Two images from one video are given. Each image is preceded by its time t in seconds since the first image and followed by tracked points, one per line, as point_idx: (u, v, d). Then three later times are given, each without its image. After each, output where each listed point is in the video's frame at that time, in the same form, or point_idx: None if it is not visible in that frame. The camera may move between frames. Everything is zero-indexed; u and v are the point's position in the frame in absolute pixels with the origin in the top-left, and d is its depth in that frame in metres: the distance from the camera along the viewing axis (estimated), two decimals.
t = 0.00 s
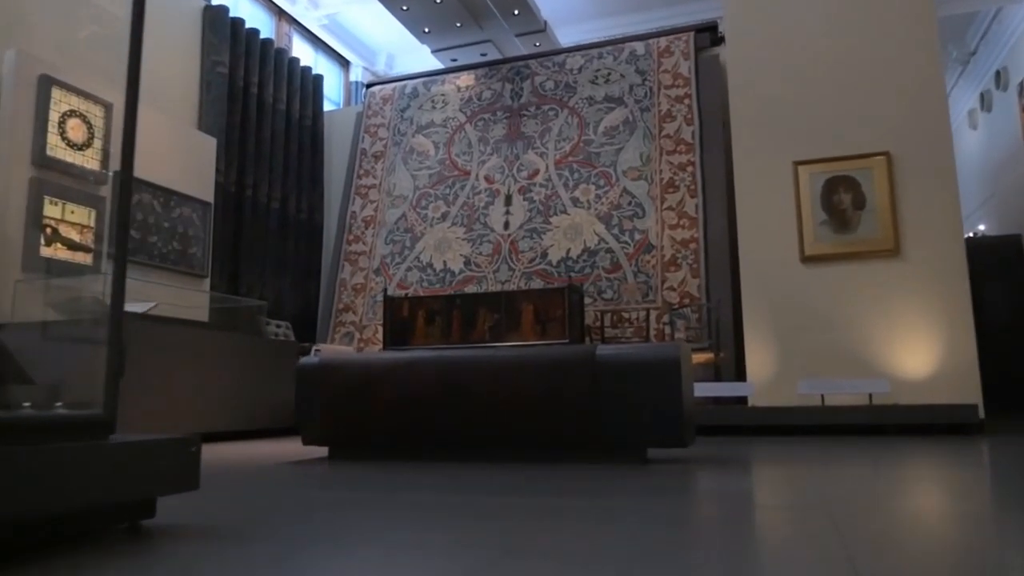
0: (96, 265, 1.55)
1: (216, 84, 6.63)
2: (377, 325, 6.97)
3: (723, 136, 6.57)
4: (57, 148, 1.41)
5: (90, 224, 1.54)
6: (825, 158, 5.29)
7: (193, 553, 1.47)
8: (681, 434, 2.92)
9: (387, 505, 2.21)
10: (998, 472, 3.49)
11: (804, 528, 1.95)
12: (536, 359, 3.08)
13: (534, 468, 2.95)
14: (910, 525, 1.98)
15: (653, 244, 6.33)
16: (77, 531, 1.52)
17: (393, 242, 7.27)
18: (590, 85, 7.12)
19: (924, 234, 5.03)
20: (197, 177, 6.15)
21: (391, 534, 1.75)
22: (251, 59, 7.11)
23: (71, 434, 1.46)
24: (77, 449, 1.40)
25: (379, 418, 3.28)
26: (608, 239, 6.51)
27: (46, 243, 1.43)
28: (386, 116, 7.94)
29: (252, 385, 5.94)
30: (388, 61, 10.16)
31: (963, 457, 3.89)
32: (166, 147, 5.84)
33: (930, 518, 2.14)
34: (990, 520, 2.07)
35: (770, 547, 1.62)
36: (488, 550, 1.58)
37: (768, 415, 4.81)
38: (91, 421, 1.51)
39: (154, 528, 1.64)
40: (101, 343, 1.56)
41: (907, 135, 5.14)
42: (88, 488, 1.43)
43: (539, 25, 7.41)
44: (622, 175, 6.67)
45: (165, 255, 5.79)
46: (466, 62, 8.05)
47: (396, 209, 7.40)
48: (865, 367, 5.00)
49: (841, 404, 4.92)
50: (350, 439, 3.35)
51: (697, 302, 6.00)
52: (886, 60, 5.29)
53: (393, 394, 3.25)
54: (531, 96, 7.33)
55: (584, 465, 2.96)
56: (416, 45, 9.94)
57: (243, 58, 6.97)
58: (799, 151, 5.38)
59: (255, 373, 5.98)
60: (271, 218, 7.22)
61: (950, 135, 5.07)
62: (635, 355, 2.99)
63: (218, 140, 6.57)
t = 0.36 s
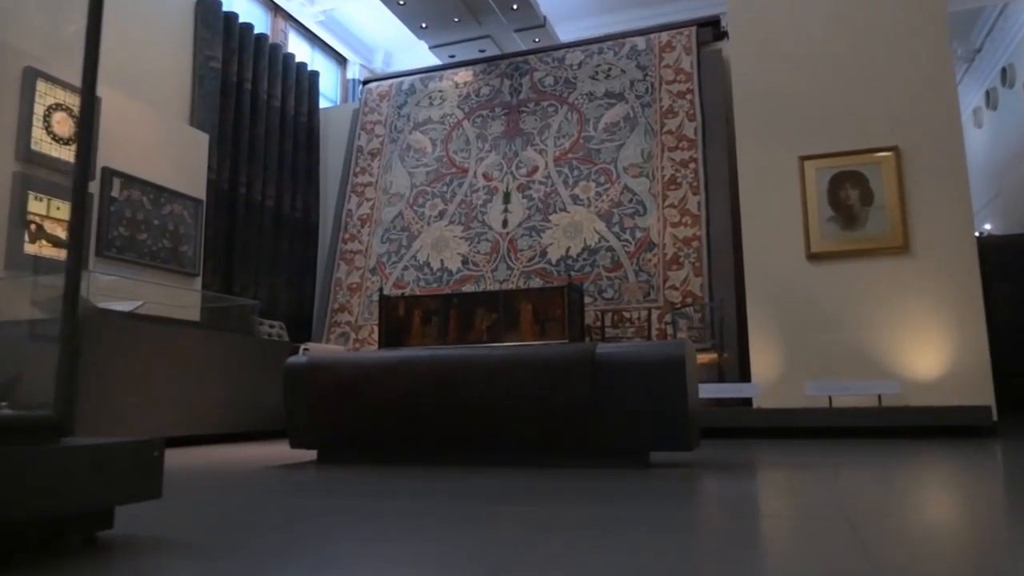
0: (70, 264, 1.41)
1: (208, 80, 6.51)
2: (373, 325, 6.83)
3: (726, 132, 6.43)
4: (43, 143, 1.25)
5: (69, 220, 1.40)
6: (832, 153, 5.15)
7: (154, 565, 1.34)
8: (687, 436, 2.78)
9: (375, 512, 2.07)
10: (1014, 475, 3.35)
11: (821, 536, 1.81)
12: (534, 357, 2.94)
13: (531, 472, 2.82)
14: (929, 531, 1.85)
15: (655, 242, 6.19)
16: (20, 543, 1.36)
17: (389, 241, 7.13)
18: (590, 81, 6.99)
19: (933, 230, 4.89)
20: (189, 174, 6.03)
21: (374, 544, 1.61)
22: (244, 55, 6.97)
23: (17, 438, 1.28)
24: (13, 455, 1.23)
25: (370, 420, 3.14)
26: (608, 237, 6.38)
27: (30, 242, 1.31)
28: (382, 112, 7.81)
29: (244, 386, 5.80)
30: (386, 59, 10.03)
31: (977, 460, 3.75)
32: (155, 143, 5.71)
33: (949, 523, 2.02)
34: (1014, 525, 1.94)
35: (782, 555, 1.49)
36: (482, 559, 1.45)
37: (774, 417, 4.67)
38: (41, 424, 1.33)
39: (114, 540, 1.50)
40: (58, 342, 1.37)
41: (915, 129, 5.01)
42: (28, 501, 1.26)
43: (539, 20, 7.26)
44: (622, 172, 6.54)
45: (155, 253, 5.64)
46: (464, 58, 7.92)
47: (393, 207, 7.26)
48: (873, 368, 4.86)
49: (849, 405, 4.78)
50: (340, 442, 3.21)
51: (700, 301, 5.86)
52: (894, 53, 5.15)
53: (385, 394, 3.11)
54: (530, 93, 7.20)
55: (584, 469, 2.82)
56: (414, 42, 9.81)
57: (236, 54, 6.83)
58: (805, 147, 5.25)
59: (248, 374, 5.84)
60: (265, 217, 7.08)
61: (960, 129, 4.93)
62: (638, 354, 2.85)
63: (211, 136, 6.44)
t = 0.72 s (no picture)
0: (13, 269, 1.23)
1: (200, 75, 6.40)
2: (368, 325, 6.70)
3: (728, 127, 6.30)
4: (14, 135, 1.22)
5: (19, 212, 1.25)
6: (838, 148, 5.02)
7: None
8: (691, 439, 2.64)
9: (359, 521, 1.94)
10: None
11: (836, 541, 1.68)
12: (530, 357, 2.81)
13: (527, 477, 2.68)
14: (947, 535, 1.73)
15: (656, 240, 6.06)
16: None
17: (385, 239, 7.00)
18: (590, 76, 6.86)
19: (943, 228, 4.76)
20: (179, 170, 5.90)
21: (353, 555, 1.48)
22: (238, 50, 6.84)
23: None
24: None
25: (360, 422, 3.00)
26: (608, 235, 6.24)
27: None
28: (379, 109, 7.68)
29: (235, 387, 5.66)
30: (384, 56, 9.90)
31: (991, 463, 3.62)
32: (142, 138, 5.59)
33: (967, 527, 1.90)
34: None
35: (795, 563, 1.37)
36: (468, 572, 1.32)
37: (778, 419, 4.53)
38: None
39: (66, 553, 1.37)
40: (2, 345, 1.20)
41: (923, 123, 4.88)
42: None
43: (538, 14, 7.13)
44: (622, 168, 6.41)
45: (143, 251, 5.50)
46: (462, 53, 7.79)
47: (389, 205, 7.13)
48: (881, 369, 4.72)
49: (856, 407, 4.64)
50: (328, 445, 3.07)
51: (702, 300, 5.73)
52: (902, 45, 5.02)
53: (374, 395, 2.97)
54: (529, 88, 7.07)
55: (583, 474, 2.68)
56: (412, 38, 9.69)
57: (230, 48, 6.71)
58: (810, 142, 5.11)
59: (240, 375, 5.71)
60: (258, 214, 6.95)
61: (970, 123, 4.80)
62: (640, 352, 2.71)
63: (202, 133, 6.32)
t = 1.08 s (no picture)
0: None
1: (192, 70, 6.29)
2: (363, 325, 6.56)
3: (731, 123, 6.17)
4: None
5: None
6: (845, 143, 4.89)
7: None
8: (696, 444, 2.51)
9: (344, 531, 1.81)
10: None
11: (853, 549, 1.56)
12: (527, 356, 2.68)
13: (523, 482, 2.55)
14: (968, 540, 1.62)
15: (658, 238, 5.92)
16: None
17: (381, 237, 6.86)
18: (590, 72, 6.73)
19: (953, 224, 4.63)
20: (170, 166, 5.76)
21: (332, 568, 1.35)
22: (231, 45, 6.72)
23: None
24: None
25: (348, 425, 2.87)
26: (608, 233, 6.11)
27: None
28: (375, 105, 7.55)
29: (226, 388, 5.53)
30: (382, 53, 9.78)
31: (1006, 466, 3.49)
32: (131, 133, 5.46)
33: (985, 531, 1.78)
34: None
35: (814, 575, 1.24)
36: None
37: (785, 421, 4.39)
38: None
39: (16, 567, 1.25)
40: None
41: (933, 117, 4.75)
42: None
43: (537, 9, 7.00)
44: (623, 165, 6.28)
45: (132, 248, 5.36)
46: (460, 50, 7.67)
47: (385, 203, 7.00)
48: (890, 370, 4.59)
49: (865, 409, 4.51)
50: (316, 449, 2.93)
51: (705, 299, 5.59)
52: (910, 38, 4.89)
53: (365, 395, 2.84)
54: (527, 84, 6.94)
55: (582, 480, 2.55)
56: (411, 35, 9.57)
57: (223, 43, 6.58)
58: (816, 137, 4.98)
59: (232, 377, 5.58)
60: (251, 213, 6.82)
61: (981, 116, 4.67)
62: (645, 350, 2.58)
63: (194, 129, 6.19)
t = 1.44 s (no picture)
0: None
1: (184, 65, 6.15)
2: (358, 326, 6.43)
3: (734, 119, 6.04)
4: None
5: None
6: (852, 138, 4.76)
7: None
8: (700, 450, 2.38)
9: (323, 543, 1.68)
10: None
11: (874, 560, 1.43)
12: (523, 355, 2.55)
13: (518, 490, 2.42)
14: (995, 550, 1.49)
15: (659, 237, 5.79)
16: None
17: (376, 236, 6.73)
18: (590, 68, 6.59)
19: (964, 221, 4.49)
20: (158, 162, 5.62)
21: None
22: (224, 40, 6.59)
23: None
24: None
25: (335, 429, 2.73)
26: (608, 232, 5.97)
27: None
28: (371, 102, 7.42)
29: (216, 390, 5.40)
30: (379, 51, 9.66)
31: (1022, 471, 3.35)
32: (119, 128, 5.32)
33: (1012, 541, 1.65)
34: None
35: None
36: None
37: (790, 425, 4.26)
38: None
39: None
40: None
41: (942, 112, 4.63)
42: None
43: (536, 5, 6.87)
44: (624, 162, 6.15)
45: (120, 247, 5.23)
46: (457, 46, 7.54)
47: (381, 201, 6.86)
48: (900, 372, 4.45)
49: (873, 411, 4.37)
50: (301, 454, 2.80)
51: (707, 299, 5.46)
52: (919, 30, 4.77)
53: (352, 398, 2.71)
54: (526, 80, 6.81)
55: (580, 487, 2.42)
56: (408, 32, 9.44)
57: (215, 38, 6.45)
58: (821, 132, 4.85)
59: (221, 379, 5.46)
60: (245, 211, 6.69)
61: (992, 111, 4.54)
62: (647, 351, 2.45)
63: (185, 125, 6.06)
